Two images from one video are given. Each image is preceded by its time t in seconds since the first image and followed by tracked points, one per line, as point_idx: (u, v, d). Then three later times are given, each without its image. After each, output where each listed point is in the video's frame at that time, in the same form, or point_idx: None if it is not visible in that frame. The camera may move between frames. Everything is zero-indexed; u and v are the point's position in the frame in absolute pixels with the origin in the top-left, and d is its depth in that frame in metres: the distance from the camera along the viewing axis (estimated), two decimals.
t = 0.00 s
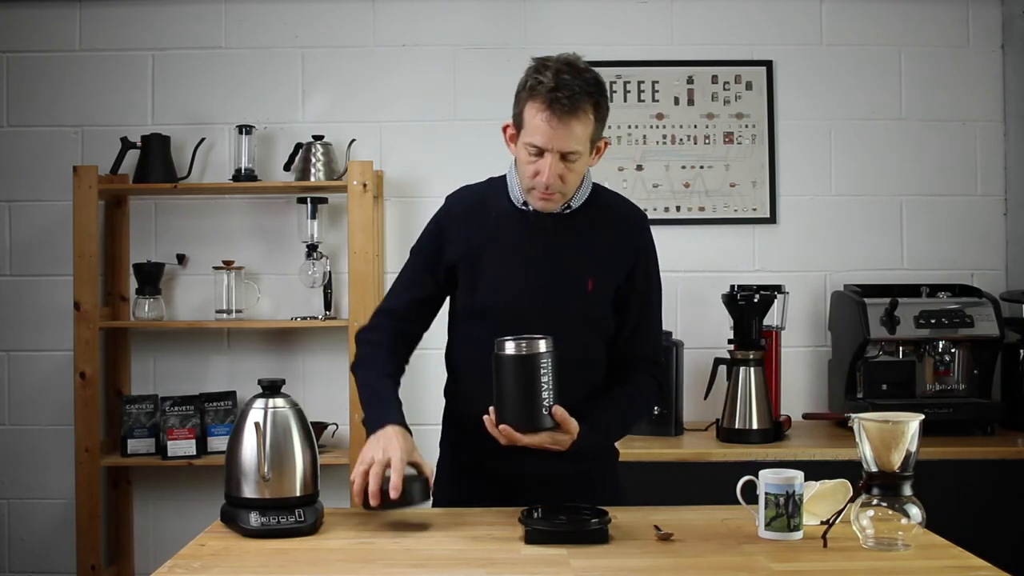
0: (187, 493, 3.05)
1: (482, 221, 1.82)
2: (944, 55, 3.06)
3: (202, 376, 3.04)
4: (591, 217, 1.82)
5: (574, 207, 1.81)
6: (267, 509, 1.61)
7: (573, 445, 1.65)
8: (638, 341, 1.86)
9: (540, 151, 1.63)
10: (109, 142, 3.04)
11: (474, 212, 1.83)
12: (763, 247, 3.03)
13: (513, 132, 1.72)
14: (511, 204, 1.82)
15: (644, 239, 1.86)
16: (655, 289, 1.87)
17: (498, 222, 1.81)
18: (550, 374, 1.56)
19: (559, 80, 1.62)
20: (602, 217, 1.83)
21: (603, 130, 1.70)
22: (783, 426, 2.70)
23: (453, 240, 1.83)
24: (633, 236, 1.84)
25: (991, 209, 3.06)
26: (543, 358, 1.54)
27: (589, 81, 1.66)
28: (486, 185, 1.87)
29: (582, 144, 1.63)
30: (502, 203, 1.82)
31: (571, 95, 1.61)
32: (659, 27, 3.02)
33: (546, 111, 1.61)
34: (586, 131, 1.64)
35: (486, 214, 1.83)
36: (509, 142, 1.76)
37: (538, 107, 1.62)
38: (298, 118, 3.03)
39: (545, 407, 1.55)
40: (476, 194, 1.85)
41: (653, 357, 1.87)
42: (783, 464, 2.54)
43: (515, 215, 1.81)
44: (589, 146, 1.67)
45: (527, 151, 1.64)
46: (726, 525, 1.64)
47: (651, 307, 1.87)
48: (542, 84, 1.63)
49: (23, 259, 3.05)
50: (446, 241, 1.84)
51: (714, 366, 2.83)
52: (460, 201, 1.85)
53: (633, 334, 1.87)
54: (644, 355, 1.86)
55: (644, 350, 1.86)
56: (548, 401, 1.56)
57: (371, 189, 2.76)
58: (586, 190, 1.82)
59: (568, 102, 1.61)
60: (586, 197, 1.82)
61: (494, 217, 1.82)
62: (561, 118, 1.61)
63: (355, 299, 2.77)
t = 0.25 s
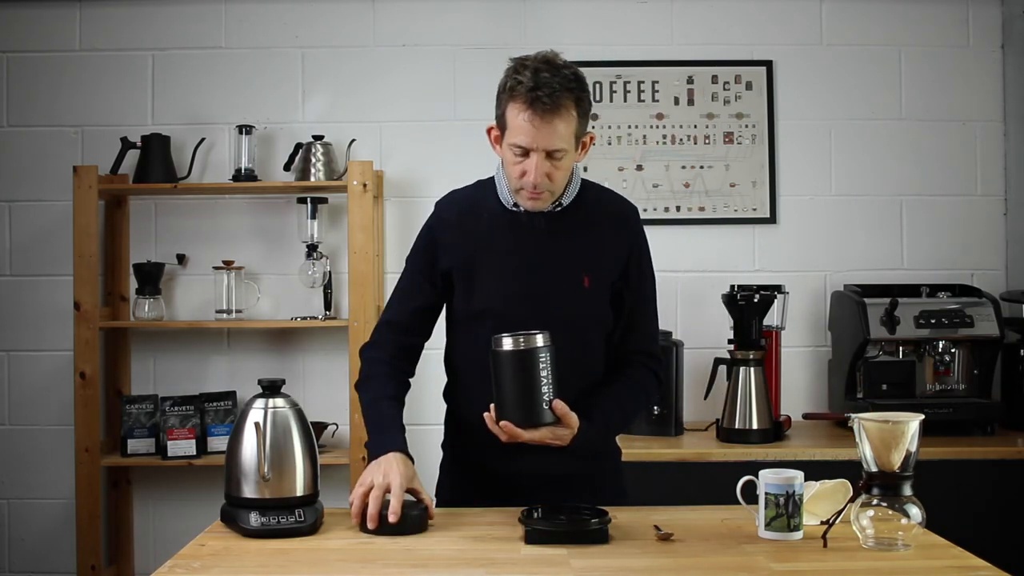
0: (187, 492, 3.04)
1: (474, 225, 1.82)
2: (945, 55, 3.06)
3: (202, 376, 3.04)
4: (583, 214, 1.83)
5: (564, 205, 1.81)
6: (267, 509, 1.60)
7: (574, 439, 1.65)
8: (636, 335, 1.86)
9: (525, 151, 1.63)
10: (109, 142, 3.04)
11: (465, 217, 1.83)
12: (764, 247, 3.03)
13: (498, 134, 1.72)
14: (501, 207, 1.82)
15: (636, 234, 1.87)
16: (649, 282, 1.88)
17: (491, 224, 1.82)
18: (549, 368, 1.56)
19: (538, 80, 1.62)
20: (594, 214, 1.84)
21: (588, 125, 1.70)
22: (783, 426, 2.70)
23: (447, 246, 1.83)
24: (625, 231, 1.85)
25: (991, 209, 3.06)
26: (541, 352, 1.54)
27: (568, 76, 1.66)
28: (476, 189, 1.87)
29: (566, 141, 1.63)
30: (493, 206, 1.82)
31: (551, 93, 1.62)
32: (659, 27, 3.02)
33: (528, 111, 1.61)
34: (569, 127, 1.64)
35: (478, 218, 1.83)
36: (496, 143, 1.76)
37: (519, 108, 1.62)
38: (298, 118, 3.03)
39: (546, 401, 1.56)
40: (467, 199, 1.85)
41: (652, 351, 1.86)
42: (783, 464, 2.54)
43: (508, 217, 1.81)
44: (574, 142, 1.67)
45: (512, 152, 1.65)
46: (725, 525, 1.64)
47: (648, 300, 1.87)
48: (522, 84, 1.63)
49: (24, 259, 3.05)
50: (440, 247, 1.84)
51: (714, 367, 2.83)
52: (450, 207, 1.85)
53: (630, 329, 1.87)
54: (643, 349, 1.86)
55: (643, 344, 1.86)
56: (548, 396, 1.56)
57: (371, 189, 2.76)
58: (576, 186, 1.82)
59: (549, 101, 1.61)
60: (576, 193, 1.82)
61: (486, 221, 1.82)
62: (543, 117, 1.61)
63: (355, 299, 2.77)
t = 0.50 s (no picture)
0: (187, 492, 3.05)
1: (473, 227, 1.83)
2: (944, 55, 3.06)
3: (202, 376, 3.04)
4: (581, 213, 1.83)
5: (563, 203, 1.81)
6: (267, 510, 1.60)
7: (574, 438, 1.65)
8: (636, 335, 1.86)
9: (524, 139, 1.63)
10: (109, 142, 3.04)
11: (464, 219, 1.84)
12: (763, 247, 3.03)
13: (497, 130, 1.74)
14: (499, 206, 1.83)
15: (636, 232, 1.86)
16: (651, 281, 1.87)
17: (489, 226, 1.82)
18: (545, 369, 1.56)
19: (537, 69, 1.64)
20: (593, 213, 1.83)
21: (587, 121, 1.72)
22: (783, 426, 2.69)
23: (446, 249, 1.84)
24: (624, 229, 1.85)
25: (991, 209, 3.06)
26: (535, 355, 1.54)
27: (567, 68, 1.68)
28: (474, 191, 1.87)
29: (564, 131, 1.64)
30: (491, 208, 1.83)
31: (551, 81, 1.63)
32: (659, 26, 3.02)
33: (527, 98, 1.63)
34: (568, 118, 1.65)
35: (476, 220, 1.83)
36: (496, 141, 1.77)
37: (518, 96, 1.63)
38: (298, 119, 3.03)
39: (542, 402, 1.56)
40: (466, 201, 1.85)
41: (653, 351, 1.86)
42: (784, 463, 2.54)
43: (506, 218, 1.82)
44: (573, 136, 1.68)
45: (511, 141, 1.65)
46: (725, 525, 1.64)
47: (648, 298, 1.86)
48: (521, 74, 1.65)
49: (24, 259, 3.05)
50: (438, 249, 1.85)
51: (714, 367, 2.83)
52: (448, 210, 1.86)
53: (630, 329, 1.87)
54: (643, 348, 1.86)
55: (644, 344, 1.86)
56: (544, 398, 1.56)
57: (371, 189, 2.76)
58: (575, 185, 1.82)
59: (548, 88, 1.63)
60: (575, 193, 1.82)
61: (484, 222, 1.83)
62: (542, 104, 1.62)
63: (355, 299, 2.77)
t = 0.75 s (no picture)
0: (187, 492, 3.04)
1: (477, 223, 1.83)
2: (945, 55, 3.06)
3: (202, 376, 3.04)
4: (584, 210, 1.83)
5: (567, 197, 1.82)
6: (267, 509, 1.60)
7: (569, 433, 1.65)
8: (638, 335, 1.86)
9: (534, 103, 1.71)
10: (109, 142, 3.04)
11: (468, 214, 1.84)
12: (764, 247, 3.03)
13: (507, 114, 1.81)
14: (506, 201, 1.82)
15: (638, 230, 1.86)
16: (655, 283, 1.87)
17: (493, 222, 1.82)
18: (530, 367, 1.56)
19: (549, 42, 1.75)
20: (595, 211, 1.84)
21: (593, 109, 1.80)
22: (783, 426, 2.69)
23: (451, 242, 1.84)
24: (626, 227, 1.85)
25: (991, 209, 3.06)
26: (519, 354, 1.54)
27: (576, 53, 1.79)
28: (480, 187, 1.87)
29: (573, 99, 1.72)
30: (497, 204, 1.83)
31: (562, 51, 1.73)
32: (659, 26, 3.02)
33: (539, 64, 1.72)
34: (577, 88, 1.73)
35: (481, 215, 1.83)
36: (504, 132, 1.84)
37: (530, 64, 1.73)
38: (298, 119, 3.03)
39: (531, 400, 1.55)
40: (472, 196, 1.85)
41: (656, 353, 1.86)
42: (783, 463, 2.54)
43: (511, 214, 1.81)
44: (581, 113, 1.75)
45: (522, 107, 1.72)
46: (726, 525, 1.64)
47: (650, 298, 1.86)
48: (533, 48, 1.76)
49: (24, 259, 3.05)
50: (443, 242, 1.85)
51: (714, 367, 2.83)
52: (455, 204, 1.85)
53: (633, 329, 1.86)
54: (644, 349, 1.86)
55: (645, 345, 1.86)
56: (534, 396, 1.56)
57: (370, 189, 2.76)
58: (581, 182, 1.83)
59: (560, 56, 1.73)
60: (580, 189, 1.83)
61: (489, 218, 1.82)
62: (553, 69, 1.71)
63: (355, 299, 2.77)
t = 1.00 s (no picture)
0: (187, 492, 3.05)
1: (487, 219, 1.82)
2: (945, 55, 3.06)
3: (202, 376, 3.04)
4: (593, 213, 1.83)
5: (578, 198, 1.81)
6: (267, 510, 1.60)
7: (568, 431, 1.65)
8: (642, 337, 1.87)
9: (548, 101, 1.71)
10: (109, 142, 3.04)
11: (478, 208, 1.83)
12: (764, 247, 3.03)
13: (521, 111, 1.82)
14: (517, 201, 1.82)
15: (645, 235, 1.87)
16: (660, 287, 1.87)
17: (503, 218, 1.81)
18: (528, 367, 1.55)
19: (565, 39, 1.75)
20: (604, 213, 1.84)
21: (606, 109, 1.80)
22: (783, 426, 2.69)
23: (460, 235, 1.83)
24: (634, 231, 1.85)
25: (991, 209, 3.06)
26: (516, 353, 1.53)
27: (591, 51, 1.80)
28: (490, 182, 1.86)
29: (587, 97, 1.73)
30: (507, 200, 1.82)
31: (577, 49, 1.74)
32: (659, 26, 3.02)
33: (554, 62, 1.73)
34: (591, 87, 1.74)
35: (491, 212, 1.83)
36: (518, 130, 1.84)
37: (545, 62, 1.74)
38: (298, 118, 3.03)
39: (528, 400, 1.55)
40: (483, 190, 1.85)
41: (658, 355, 1.87)
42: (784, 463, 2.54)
43: (519, 213, 1.81)
44: (594, 111, 1.75)
45: (535, 105, 1.73)
46: (726, 525, 1.64)
47: (655, 303, 1.87)
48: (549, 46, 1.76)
49: (24, 259, 3.05)
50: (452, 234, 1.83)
51: (714, 367, 2.83)
52: (466, 197, 1.84)
53: (636, 332, 1.87)
54: (648, 352, 1.87)
55: (649, 348, 1.87)
56: (531, 396, 1.55)
57: (371, 189, 2.76)
58: (592, 183, 1.83)
59: (575, 54, 1.73)
60: (591, 191, 1.83)
61: (498, 215, 1.82)
62: (568, 66, 1.72)
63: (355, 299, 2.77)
